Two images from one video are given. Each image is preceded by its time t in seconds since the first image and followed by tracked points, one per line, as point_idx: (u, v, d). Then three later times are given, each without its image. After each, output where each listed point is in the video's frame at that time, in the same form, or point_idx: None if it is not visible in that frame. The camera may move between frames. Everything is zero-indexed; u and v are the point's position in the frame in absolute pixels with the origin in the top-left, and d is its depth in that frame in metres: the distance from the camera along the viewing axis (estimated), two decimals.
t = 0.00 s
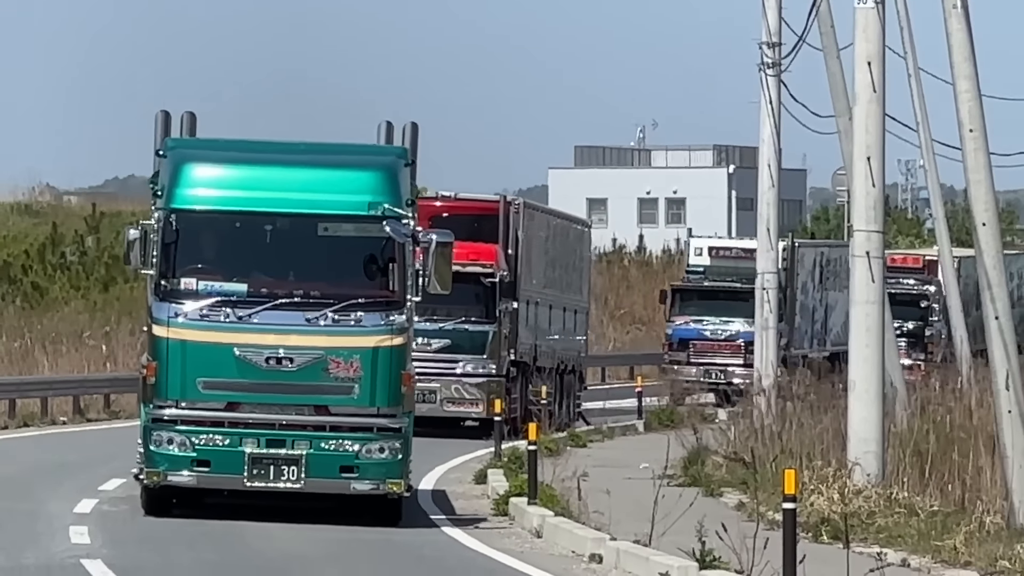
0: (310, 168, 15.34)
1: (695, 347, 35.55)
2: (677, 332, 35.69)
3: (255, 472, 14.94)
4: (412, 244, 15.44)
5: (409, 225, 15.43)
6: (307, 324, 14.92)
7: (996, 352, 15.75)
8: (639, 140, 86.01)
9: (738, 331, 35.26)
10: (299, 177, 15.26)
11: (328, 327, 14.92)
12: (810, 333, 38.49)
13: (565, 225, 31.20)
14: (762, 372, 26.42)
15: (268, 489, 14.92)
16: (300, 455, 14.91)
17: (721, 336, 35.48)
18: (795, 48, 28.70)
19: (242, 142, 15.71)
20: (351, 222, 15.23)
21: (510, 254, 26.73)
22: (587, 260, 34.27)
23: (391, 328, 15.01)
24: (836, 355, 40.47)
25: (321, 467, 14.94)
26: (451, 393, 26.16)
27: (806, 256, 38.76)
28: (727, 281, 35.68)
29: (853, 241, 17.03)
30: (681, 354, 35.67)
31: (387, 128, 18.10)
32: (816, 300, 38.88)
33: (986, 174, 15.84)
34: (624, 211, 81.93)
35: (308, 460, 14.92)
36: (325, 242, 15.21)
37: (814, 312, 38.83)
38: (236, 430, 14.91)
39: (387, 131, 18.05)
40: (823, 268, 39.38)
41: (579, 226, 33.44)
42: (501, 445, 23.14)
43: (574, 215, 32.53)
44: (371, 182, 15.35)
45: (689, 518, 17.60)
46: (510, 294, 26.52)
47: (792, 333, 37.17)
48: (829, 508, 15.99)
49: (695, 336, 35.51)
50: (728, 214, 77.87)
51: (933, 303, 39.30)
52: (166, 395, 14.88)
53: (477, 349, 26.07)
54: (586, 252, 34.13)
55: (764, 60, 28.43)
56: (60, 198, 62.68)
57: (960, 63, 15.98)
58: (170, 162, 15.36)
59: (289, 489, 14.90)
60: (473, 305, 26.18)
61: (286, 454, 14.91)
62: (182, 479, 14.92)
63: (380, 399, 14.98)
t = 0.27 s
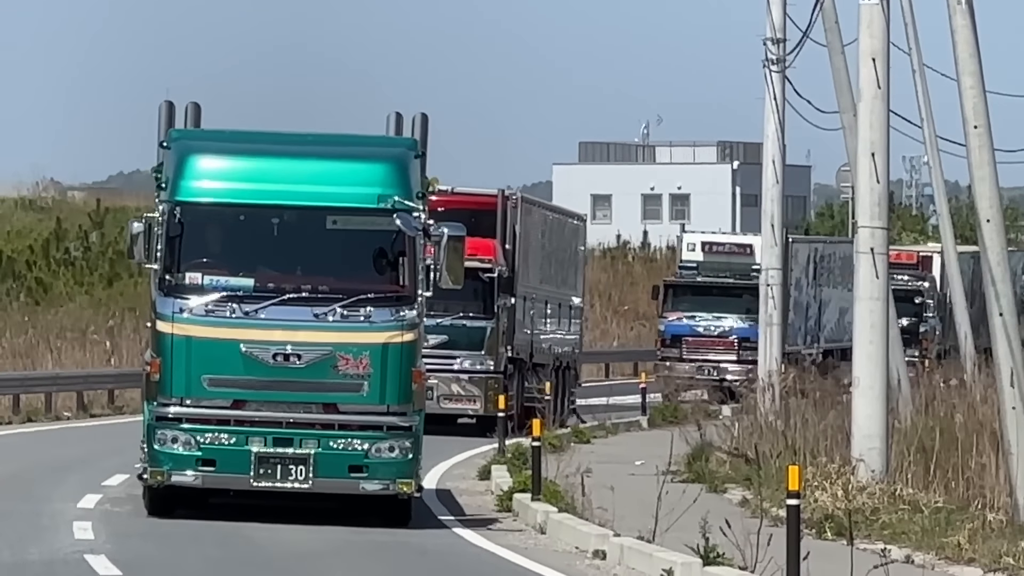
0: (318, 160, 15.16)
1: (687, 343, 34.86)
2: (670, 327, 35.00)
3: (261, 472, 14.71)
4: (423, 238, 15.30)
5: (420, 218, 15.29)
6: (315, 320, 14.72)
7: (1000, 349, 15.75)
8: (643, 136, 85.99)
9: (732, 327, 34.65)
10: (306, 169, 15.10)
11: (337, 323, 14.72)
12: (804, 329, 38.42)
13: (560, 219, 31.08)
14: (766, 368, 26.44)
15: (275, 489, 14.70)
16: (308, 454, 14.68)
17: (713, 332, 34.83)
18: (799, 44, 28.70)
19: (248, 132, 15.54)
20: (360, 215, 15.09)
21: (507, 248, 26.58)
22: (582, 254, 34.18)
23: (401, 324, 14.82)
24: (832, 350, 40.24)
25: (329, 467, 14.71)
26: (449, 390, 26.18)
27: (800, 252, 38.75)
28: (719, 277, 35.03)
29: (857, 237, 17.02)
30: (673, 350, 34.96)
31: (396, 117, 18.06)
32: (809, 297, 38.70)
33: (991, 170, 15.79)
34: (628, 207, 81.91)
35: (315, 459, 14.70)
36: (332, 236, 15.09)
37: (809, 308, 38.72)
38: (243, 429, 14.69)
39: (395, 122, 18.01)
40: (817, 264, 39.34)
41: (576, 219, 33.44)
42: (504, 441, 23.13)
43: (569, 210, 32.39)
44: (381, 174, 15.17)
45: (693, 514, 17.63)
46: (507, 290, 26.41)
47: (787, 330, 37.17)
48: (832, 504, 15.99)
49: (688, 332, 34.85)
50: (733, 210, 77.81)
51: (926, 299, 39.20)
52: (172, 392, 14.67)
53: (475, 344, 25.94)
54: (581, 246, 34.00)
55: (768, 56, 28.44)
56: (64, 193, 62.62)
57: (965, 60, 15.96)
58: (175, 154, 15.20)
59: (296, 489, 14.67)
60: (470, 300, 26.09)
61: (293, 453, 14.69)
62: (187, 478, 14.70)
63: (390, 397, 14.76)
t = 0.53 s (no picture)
0: (326, 150, 14.87)
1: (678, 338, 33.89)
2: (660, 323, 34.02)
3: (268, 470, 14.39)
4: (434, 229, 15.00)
5: (431, 209, 14.97)
6: (323, 314, 14.42)
7: (1004, 342, 15.71)
8: (647, 130, 85.95)
9: (724, 321, 33.64)
10: (314, 160, 14.80)
11: (346, 318, 14.41)
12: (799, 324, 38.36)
13: (557, 211, 31.04)
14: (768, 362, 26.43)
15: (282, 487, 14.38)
16: (316, 452, 14.36)
17: (705, 327, 33.84)
18: (803, 39, 28.65)
19: (254, 122, 15.24)
20: (369, 207, 14.80)
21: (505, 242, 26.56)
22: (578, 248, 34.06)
23: (411, 318, 14.52)
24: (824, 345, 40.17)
25: (338, 466, 14.40)
26: (447, 384, 26.11)
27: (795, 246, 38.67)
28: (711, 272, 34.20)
29: (860, 232, 17.02)
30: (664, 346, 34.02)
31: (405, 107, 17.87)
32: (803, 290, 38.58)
33: (994, 165, 15.80)
34: (631, 202, 81.88)
35: (324, 458, 14.39)
36: (341, 227, 14.77)
37: (803, 302, 38.58)
38: (250, 426, 14.37)
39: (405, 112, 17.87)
40: (810, 258, 39.27)
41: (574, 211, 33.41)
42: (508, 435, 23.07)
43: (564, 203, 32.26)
44: (392, 164, 14.89)
45: (697, 508, 17.60)
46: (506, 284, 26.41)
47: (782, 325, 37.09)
48: (836, 498, 15.96)
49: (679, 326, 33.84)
50: (736, 205, 77.74)
51: (919, 293, 39.11)
52: (176, 388, 14.33)
53: (473, 339, 25.92)
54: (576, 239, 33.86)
55: (772, 51, 28.37)
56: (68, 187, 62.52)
57: (968, 54, 15.94)
58: (179, 144, 14.90)
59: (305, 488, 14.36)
60: (468, 295, 26.12)
61: (302, 451, 14.37)
62: (191, 477, 14.37)
63: (401, 394, 14.45)
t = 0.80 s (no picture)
0: (336, 137, 14.52)
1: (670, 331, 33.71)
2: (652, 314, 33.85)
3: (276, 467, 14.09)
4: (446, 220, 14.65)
5: (444, 199, 14.63)
6: (333, 307, 14.11)
7: (1006, 335, 15.70)
8: (651, 123, 85.95)
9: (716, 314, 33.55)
10: (323, 147, 14.45)
11: (356, 311, 14.10)
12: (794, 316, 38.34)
13: (551, 203, 30.93)
14: (770, 356, 26.42)
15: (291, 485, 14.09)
16: (326, 449, 14.06)
17: (697, 320, 33.69)
18: (807, 32, 28.64)
19: (261, 110, 14.88)
20: (380, 196, 14.45)
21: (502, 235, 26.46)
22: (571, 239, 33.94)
23: (424, 312, 14.21)
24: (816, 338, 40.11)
25: (349, 462, 14.10)
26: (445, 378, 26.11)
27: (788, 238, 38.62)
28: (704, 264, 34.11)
29: (863, 225, 17.02)
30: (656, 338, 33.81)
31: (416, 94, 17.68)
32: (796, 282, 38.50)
33: (997, 158, 15.82)
34: (634, 195, 81.89)
35: (333, 455, 14.09)
36: (352, 217, 14.43)
37: (796, 293, 38.45)
38: (257, 422, 14.07)
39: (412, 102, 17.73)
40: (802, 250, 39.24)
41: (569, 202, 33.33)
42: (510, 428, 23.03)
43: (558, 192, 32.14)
44: (404, 153, 14.54)
45: (699, 501, 17.58)
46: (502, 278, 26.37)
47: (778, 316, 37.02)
48: (839, 492, 15.96)
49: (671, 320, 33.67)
50: (739, 198, 77.72)
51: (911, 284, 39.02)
52: (182, 383, 14.04)
53: (472, 333, 25.89)
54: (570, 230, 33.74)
55: (775, 44, 28.33)
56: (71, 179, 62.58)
57: (971, 48, 15.94)
58: (185, 131, 14.54)
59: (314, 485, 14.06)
60: (466, 289, 26.10)
61: (311, 447, 14.06)
62: (197, 474, 14.08)
63: (412, 388, 14.16)
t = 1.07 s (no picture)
0: (349, 131, 14.74)
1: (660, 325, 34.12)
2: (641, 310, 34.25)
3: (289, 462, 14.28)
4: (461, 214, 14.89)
5: (459, 193, 14.85)
6: (347, 302, 14.33)
7: (1000, 329, 16.13)
8: (651, 120, 86.41)
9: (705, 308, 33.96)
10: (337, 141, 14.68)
11: (370, 306, 14.32)
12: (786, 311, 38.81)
13: (545, 197, 31.27)
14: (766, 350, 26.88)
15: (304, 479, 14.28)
16: (339, 443, 14.25)
17: (687, 314, 34.11)
18: (804, 31, 29.07)
19: (275, 105, 15.13)
20: (394, 191, 14.66)
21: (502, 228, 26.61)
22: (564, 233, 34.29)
23: (439, 306, 14.45)
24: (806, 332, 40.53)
25: (362, 457, 14.29)
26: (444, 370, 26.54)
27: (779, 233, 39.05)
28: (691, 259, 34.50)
29: (860, 221, 17.46)
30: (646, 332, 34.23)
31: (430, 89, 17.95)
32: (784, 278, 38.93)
33: (992, 155, 16.22)
34: (634, 191, 82.37)
35: (347, 450, 14.28)
36: (365, 212, 14.63)
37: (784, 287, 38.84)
38: (270, 416, 14.26)
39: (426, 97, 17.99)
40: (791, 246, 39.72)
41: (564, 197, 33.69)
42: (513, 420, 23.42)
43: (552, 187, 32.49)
44: (417, 146, 14.75)
45: (699, 491, 18.02)
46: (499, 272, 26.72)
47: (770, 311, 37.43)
48: (835, 482, 16.40)
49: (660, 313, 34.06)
50: (739, 194, 78.16)
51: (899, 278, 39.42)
52: (196, 377, 14.23)
53: (471, 326, 26.18)
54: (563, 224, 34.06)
55: (773, 43, 28.74)
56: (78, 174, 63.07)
57: (966, 48, 16.35)
58: (199, 125, 14.79)
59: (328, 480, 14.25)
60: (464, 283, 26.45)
61: (324, 442, 14.26)
62: (210, 468, 14.27)
63: (426, 383, 14.37)
